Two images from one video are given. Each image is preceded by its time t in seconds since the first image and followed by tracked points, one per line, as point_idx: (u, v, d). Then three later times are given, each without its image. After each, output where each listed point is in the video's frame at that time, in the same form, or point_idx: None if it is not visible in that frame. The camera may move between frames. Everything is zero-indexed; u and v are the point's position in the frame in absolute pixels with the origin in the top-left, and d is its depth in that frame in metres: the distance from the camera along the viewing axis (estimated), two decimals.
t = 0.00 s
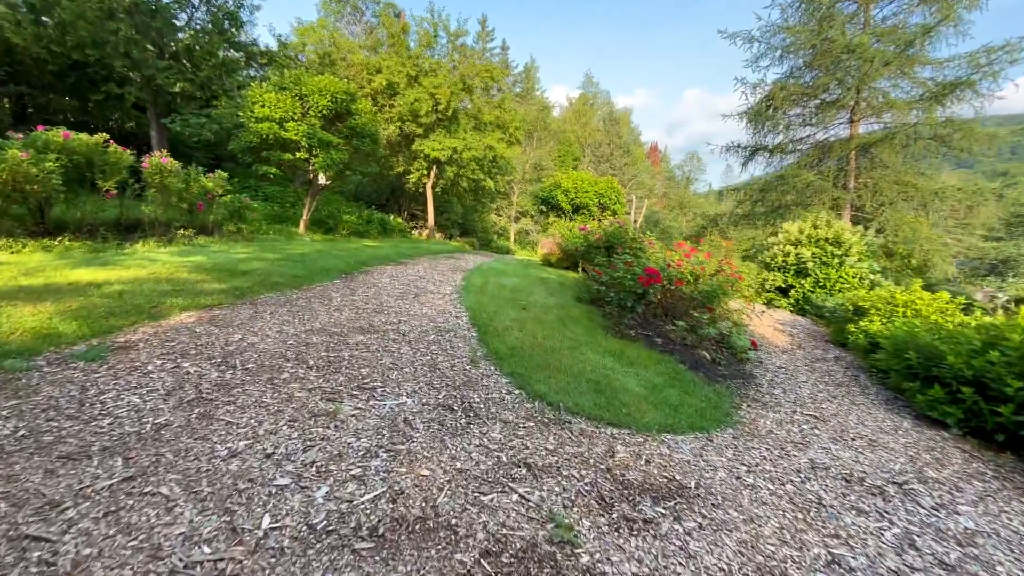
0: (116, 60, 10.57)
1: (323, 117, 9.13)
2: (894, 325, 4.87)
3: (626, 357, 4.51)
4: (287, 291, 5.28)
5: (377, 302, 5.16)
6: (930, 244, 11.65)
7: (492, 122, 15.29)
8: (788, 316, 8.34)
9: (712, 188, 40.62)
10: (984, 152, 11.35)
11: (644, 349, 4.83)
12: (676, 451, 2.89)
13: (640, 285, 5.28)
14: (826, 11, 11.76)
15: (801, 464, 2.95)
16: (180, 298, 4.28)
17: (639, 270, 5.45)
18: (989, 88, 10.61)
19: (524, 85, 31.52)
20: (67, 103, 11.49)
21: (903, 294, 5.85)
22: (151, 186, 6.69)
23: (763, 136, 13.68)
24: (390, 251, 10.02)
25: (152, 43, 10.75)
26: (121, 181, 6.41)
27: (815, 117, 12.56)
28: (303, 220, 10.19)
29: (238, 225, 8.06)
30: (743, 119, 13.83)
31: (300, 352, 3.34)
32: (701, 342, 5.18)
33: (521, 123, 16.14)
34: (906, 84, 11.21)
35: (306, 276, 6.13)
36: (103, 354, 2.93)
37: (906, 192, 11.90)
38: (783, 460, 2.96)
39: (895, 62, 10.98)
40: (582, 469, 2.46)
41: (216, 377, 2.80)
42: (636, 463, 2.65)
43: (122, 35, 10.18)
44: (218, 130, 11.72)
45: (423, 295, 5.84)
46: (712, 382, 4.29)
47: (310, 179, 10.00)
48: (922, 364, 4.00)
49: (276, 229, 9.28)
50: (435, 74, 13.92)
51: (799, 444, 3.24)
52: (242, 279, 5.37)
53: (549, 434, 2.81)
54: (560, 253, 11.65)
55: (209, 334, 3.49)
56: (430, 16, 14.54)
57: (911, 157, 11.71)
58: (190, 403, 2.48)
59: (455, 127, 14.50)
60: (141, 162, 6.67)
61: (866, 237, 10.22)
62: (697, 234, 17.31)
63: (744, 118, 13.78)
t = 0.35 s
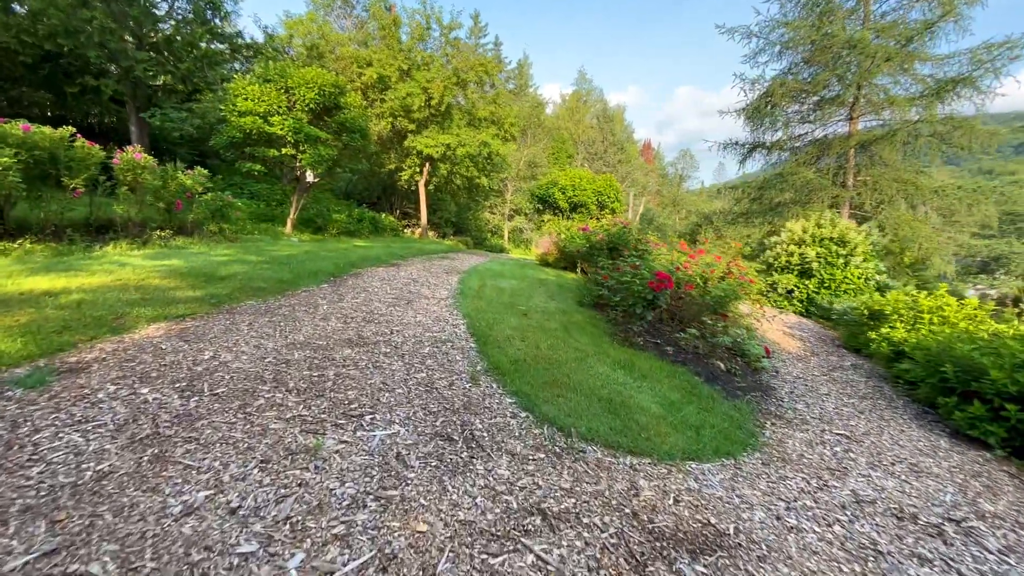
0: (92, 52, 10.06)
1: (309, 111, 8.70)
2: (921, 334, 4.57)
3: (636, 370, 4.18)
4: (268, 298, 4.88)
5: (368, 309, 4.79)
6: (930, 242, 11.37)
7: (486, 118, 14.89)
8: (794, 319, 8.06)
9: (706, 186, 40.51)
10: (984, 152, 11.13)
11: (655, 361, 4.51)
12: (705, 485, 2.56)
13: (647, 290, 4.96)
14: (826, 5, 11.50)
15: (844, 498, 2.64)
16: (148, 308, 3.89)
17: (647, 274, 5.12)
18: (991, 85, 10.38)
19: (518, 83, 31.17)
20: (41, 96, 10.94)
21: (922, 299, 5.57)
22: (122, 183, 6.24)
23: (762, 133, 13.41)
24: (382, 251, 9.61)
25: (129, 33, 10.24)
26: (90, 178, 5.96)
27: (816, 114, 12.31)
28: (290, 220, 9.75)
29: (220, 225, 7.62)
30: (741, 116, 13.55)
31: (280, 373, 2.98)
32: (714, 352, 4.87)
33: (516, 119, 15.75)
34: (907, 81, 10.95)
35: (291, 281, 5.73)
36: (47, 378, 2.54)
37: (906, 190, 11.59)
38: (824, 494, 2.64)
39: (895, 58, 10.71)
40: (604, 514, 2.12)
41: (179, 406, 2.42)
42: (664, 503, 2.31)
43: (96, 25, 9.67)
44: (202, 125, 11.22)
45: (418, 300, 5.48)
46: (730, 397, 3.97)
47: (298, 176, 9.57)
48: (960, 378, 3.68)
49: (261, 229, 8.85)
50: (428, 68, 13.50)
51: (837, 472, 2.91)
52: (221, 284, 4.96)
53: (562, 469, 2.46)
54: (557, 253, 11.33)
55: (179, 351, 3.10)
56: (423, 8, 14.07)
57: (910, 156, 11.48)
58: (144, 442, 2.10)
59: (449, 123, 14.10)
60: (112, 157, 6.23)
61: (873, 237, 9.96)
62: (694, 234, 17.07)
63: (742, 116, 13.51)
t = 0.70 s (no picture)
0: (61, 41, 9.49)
1: (294, 104, 8.24)
2: (953, 343, 4.29)
3: (651, 385, 3.85)
4: (248, 305, 4.47)
5: (358, 317, 4.41)
6: (925, 239, 11.05)
7: (480, 114, 14.49)
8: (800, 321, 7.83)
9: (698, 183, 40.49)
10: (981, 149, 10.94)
11: (669, 373, 4.19)
12: (748, 529, 2.24)
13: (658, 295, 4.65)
14: None
15: (903, 541, 2.33)
16: (108, 321, 3.47)
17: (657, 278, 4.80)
18: (989, 81, 10.18)
19: (509, 79, 30.79)
20: (8, 87, 10.33)
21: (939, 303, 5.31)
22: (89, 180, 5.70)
23: (759, 129, 13.09)
24: (372, 251, 9.22)
25: (101, 21, 9.67)
26: (53, 174, 5.48)
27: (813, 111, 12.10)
28: (275, 218, 9.30)
29: (198, 224, 7.16)
30: (737, 113, 13.32)
31: (259, 399, 2.60)
32: (730, 362, 4.57)
33: (510, 115, 15.36)
34: (903, 77, 10.73)
35: (274, 285, 5.33)
36: None
37: (904, 189, 11.40)
38: (880, 536, 2.34)
39: (894, 53, 10.47)
40: None
41: (133, 448, 2.03)
42: (708, 559, 1.99)
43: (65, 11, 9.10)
44: (181, 119, 10.69)
45: (412, 306, 5.10)
46: (754, 415, 3.67)
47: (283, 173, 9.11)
48: (1005, 395, 3.39)
49: (244, 229, 8.40)
50: (419, 61, 13.07)
51: (887, 507, 2.61)
52: (195, 291, 4.54)
53: (585, 515, 2.12)
54: (554, 252, 11.00)
55: (141, 374, 2.70)
56: None
57: (906, 153, 11.26)
58: (83, 500, 1.71)
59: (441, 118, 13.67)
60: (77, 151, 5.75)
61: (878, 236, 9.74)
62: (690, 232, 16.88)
63: (739, 112, 13.26)
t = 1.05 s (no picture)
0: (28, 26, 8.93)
1: (279, 95, 7.80)
2: (988, 351, 4.03)
3: (671, 399, 3.54)
4: (226, 312, 4.07)
5: (349, 325, 4.04)
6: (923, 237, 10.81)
7: (473, 107, 14.07)
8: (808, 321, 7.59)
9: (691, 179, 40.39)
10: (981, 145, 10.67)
11: (687, 385, 3.88)
12: None
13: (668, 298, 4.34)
14: None
15: None
16: (64, 333, 3.07)
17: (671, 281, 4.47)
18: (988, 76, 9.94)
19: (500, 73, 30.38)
20: None
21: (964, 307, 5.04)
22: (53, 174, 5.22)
23: (756, 125, 12.90)
24: (363, 250, 8.82)
25: (73, 7, 9.13)
26: (12, 168, 5.02)
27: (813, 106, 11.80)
28: (260, 216, 8.86)
29: (176, 223, 6.71)
30: (734, 108, 13.01)
31: (234, 430, 2.23)
32: (750, 370, 4.27)
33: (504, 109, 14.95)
34: (902, 73, 10.41)
35: (257, 289, 4.93)
36: None
37: (900, 185, 11.16)
38: None
39: (894, 47, 10.17)
40: None
41: (74, 501, 1.66)
42: None
43: None
44: (160, 111, 10.17)
45: (407, 311, 4.75)
46: (784, 431, 3.37)
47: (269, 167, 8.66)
48: None
49: (227, 227, 7.96)
50: (410, 53, 12.63)
51: (951, 545, 2.32)
52: (169, 297, 4.13)
53: (624, 572, 1.80)
54: (552, 250, 10.67)
55: (96, 399, 2.32)
56: None
57: (903, 148, 11.03)
58: None
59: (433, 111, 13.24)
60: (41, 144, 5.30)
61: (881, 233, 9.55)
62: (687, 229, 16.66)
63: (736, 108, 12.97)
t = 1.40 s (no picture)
0: None
1: (267, 88, 7.37)
2: None
3: (700, 422, 3.21)
4: (206, 326, 3.68)
5: (343, 339, 3.67)
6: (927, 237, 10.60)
7: (470, 102, 13.63)
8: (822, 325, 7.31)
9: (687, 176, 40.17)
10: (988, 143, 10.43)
11: (714, 404, 3.55)
12: None
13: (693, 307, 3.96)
14: None
15: None
16: (15, 357, 2.68)
17: (692, 288, 4.13)
18: (993, 73, 9.73)
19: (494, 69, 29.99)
20: None
21: (997, 314, 4.76)
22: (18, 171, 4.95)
23: (757, 122, 12.37)
24: (356, 251, 8.43)
25: None
26: None
27: (816, 102, 11.42)
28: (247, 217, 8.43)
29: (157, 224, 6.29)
30: (734, 105, 12.66)
31: (207, 483, 1.86)
32: (779, 386, 3.94)
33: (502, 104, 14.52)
34: (902, 69, 10.20)
35: (243, 297, 4.53)
36: None
37: (903, 184, 10.86)
38: None
39: (899, 43, 9.86)
40: None
41: None
42: None
43: None
44: (142, 105, 9.70)
45: (406, 321, 4.39)
46: (827, 458, 3.05)
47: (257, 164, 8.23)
48: None
49: (212, 228, 7.53)
50: (404, 45, 12.19)
51: None
52: (142, 309, 3.74)
53: None
54: (552, 250, 10.33)
55: (41, 445, 1.95)
56: None
57: (905, 147, 10.64)
58: None
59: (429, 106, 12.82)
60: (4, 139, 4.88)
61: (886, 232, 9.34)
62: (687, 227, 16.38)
63: (736, 104, 12.55)
